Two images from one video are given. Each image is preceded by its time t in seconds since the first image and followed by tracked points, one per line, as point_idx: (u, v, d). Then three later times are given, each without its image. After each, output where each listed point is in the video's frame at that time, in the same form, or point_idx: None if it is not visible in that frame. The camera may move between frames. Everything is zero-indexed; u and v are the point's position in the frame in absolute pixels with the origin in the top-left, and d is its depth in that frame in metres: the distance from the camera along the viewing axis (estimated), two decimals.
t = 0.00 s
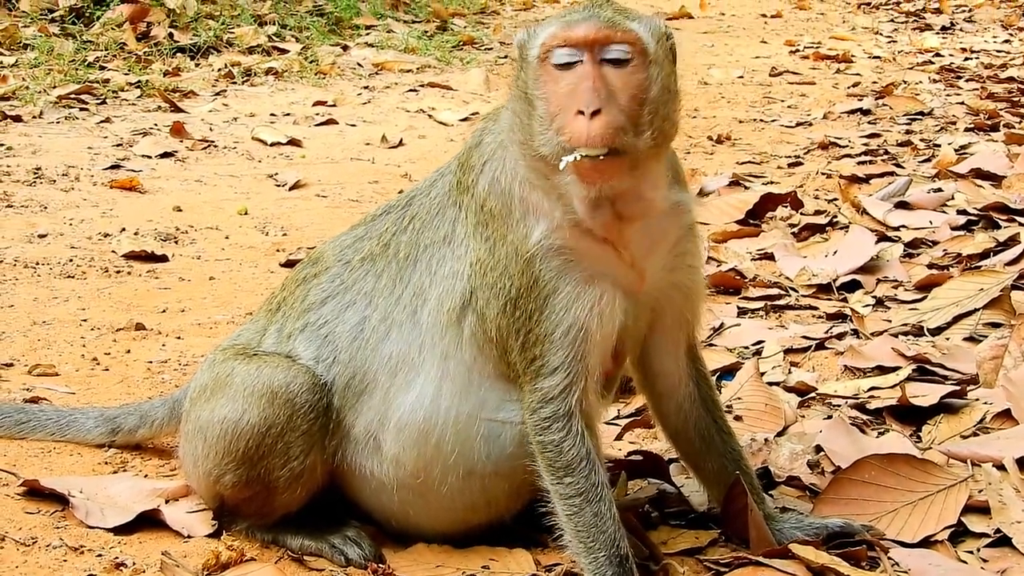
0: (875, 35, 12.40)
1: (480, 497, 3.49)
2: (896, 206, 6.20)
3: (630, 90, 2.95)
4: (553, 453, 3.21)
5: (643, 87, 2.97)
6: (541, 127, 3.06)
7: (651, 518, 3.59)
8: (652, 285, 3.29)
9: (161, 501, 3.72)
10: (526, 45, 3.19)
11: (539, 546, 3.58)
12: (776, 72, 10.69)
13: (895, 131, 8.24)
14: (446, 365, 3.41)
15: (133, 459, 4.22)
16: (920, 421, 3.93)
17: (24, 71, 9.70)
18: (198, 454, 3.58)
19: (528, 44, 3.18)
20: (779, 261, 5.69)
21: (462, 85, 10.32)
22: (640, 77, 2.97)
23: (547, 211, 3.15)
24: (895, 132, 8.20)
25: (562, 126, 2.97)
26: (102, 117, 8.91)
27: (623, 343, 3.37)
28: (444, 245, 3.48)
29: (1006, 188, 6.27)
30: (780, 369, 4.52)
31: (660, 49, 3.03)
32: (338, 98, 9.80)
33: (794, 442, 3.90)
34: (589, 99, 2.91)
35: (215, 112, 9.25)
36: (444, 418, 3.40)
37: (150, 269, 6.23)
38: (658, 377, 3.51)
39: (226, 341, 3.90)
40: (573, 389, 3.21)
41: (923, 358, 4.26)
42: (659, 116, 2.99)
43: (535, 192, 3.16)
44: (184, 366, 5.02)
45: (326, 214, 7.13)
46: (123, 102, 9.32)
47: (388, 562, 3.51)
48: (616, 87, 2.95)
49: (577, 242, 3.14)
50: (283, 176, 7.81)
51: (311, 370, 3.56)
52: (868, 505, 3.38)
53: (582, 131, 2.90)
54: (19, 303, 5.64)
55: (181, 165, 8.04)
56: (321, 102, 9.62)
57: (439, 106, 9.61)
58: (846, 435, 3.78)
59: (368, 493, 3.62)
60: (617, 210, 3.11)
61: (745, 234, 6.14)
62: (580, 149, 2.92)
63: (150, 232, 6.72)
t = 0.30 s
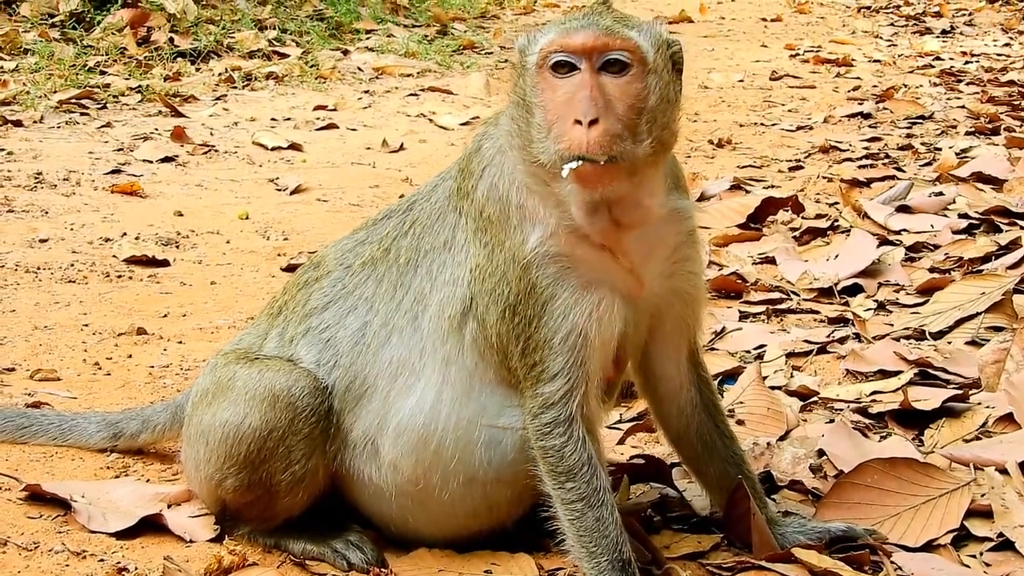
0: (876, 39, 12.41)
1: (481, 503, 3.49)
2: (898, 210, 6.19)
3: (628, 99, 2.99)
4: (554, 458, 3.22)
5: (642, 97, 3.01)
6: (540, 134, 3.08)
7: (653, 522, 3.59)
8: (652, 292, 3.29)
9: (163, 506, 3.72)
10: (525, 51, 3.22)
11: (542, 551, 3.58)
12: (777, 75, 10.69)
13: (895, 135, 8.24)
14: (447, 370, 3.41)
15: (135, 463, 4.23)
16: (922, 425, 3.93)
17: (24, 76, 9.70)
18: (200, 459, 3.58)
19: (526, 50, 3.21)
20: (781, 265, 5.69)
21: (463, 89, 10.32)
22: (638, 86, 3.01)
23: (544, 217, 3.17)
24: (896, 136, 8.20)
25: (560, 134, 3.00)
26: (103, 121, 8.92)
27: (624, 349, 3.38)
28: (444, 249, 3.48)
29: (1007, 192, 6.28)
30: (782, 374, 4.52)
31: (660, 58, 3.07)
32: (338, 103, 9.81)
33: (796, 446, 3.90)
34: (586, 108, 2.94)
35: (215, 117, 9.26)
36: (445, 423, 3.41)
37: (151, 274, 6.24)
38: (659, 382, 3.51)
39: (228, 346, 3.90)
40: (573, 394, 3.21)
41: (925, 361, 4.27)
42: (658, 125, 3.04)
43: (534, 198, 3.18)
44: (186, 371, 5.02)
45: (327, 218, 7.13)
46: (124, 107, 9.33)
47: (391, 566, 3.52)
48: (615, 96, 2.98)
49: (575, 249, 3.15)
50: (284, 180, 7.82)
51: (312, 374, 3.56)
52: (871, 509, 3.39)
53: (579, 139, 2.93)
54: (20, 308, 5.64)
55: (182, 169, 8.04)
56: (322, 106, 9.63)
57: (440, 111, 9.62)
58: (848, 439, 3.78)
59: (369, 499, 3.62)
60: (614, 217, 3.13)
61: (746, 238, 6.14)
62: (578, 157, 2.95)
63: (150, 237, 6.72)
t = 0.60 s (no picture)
0: (877, 41, 12.41)
1: (482, 505, 3.49)
2: (899, 212, 6.19)
3: (636, 99, 3.02)
4: (555, 461, 3.22)
5: (648, 97, 3.05)
6: (547, 132, 3.08)
7: (654, 524, 3.59)
8: (655, 295, 3.30)
9: (165, 508, 3.72)
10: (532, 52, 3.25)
11: (544, 552, 3.58)
12: (778, 78, 10.69)
13: (896, 137, 8.24)
14: (448, 372, 3.41)
15: (137, 466, 4.22)
16: (923, 426, 3.93)
17: (26, 79, 9.71)
18: (201, 461, 3.58)
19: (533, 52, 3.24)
20: (782, 267, 5.69)
21: (464, 91, 10.32)
22: (645, 86, 3.05)
23: (546, 219, 3.17)
24: (897, 138, 8.20)
25: (567, 131, 3.00)
26: (104, 124, 8.93)
27: (626, 351, 3.38)
28: (445, 251, 3.49)
29: (1007, 194, 6.28)
30: (783, 375, 4.52)
31: (666, 61, 3.11)
32: (340, 105, 9.81)
33: (798, 448, 3.91)
34: (594, 105, 2.96)
35: (217, 119, 9.26)
36: (445, 425, 3.41)
37: (152, 277, 6.24)
38: (661, 384, 3.52)
39: (229, 349, 3.91)
40: (573, 396, 3.21)
41: (926, 363, 4.27)
42: (664, 127, 3.07)
43: (537, 200, 3.18)
44: (187, 373, 5.02)
45: (328, 220, 7.13)
46: (125, 109, 9.33)
47: (392, 568, 3.52)
48: (623, 95, 3.02)
49: (576, 250, 3.15)
50: (285, 183, 7.82)
51: (313, 376, 3.56)
52: (872, 511, 3.39)
53: (587, 135, 2.94)
54: (21, 311, 5.64)
55: (183, 172, 8.04)
56: (323, 108, 9.63)
57: (441, 113, 9.62)
58: (850, 440, 3.78)
59: (370, 501, 3.62)
60: (618, 220, 3.12)
61: (748, 240, 6.13)
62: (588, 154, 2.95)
63: (152, 239, 6.72)
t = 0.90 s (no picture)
0: (879, 43, 12.41)
1: (483, 507, 3.48)
2: (902, 213, 6.19)
3: (591, 94, 2.88)
4: (555, 464, 3.22)
5: (607, 92, 2.89)
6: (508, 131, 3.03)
7: (657, 526, 3.59)
8: (649, 296, 3.24)
9: (168, 510, 3.72)
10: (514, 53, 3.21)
11: (547, 554, 3.58)
12: (780, 79, 10.69)
13: (899, 139, 8.24)
14: (448, 373, 3.41)
15: (140, 467, 4.23)
16: (927, 428, 3.93)
17: (28, 80, 9.72)
18: (205, 462, 3.59)
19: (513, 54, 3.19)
20: (785, 268, 5.69)
21: (466, 93, 10.33)
22: (605, 81, 2.90)
23: (527, 219, 3.13)
24: (899, 140, 8.19)
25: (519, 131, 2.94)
26: (107, 126, 8.93)
27: (627, 354, 3.36)
28: (446, 252, 3.49)
29: (1011, 196, 6.27)
30: (786, 377, 4.52)
31: (633, 57, 2.97)
32: (342, 107, 9.81)
33: (801, 450, 3.91)
34: (541, 101, 2.87)
35: (219, 121, 9.26)
36: (446, 426, 3.41)
37: (155, 278, 6.24)
38: (664, 388, 3.51)
39: (234, 349, 3.92)
40: (570, 397, 3.20)
41: (929, 364, 4.26)
42: (625, 120, 2.92)
43: (512, 201, 3.14)
44: (190, 375, 5.02)
45: (331, 222, 7.13)
46: (128, 111, 9.34)
47: (395, 570, 3.52)
48: (579, 91, 2.87)
49: (558, 249, 3.10)
50: (288, 184, 7.83)
51: (317, 376, 3.58)
52: (876, 513, 3.39)
53: (532, 131, 2.84)
54: (24, 312, 5.64)
55: (186, 174, 8.05)
56: (326, 110, 9.63)
57: (444, 114, 9.62)
58: (853, 443, 3.78)
59: (373, 502, 3.62)
60: (593, 217, 3.04)
61: (751, 241, 6.13)
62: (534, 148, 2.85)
63: (155, 241, 6.73)
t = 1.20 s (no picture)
0: (882, 44, 12.41)
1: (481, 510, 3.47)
2: (905, 215, 6.19)
3: (526, 97, 2.99)
4: (550, 470, 3.22)
5: (545, 95, 2.99)
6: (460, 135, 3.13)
7: (660, 528, 3.60)
8: (632, 301, 3.23)
9: (171, 511, 3.72)
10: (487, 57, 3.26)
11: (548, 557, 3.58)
12: (783, 81, 10.69)
13: (902, 140, 8.23)
14: (445, 373, 3.41)
15: (143, 469, 4.23)
16: (930, 430, 3.93)
17: (31, 81, 9.73)
18: (210, 461, 3.59)
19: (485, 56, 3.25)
20: (788, 270, 5.69)
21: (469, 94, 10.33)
22: (545, 84, 3.00)
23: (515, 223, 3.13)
24: (902, 141, 8.19)
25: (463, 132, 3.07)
26: (110, 127, 8.94)
27: (624, 359, 3.35)
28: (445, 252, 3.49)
29: (1014, 198, 6.27)
30: (789, 379, 4.51)
31: (578, 58, 3.03)
32: (345, 108, 9.82)
33: (805, 451, 3.91)
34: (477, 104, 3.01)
35: (222, 122, 9.27)
36: (443, 428, 3.40)
37: (158, 279, 6.24)
38: (665, 391, 3.51)
39: (239, 348, 3.93)
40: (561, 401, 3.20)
41: (932, 366, 4.26)
42: (563, 122, 2.99)
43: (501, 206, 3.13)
44: (192, 376, 5.02)
45: (334, 223, 7.14)
46: (130, 112, 9.35)
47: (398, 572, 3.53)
48: (515, 94, 3.00)
49: (525, 253, 3.14)
50: (291, 186, 7.83)
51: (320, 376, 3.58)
52: (879, 515, 3.39)
53: (467, 133, 2.97)
54: (27, 314, 5.64)
55: (189, 175, 8.05)
56: (328, 111, 9.64)
57: (446, 116, 9.63)
58: (857, 446, 3.79)
59: (375, 504, 3.62)
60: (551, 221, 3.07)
61: (753, 243, 6.13)
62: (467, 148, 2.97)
63: (157, 242, 6.73)
